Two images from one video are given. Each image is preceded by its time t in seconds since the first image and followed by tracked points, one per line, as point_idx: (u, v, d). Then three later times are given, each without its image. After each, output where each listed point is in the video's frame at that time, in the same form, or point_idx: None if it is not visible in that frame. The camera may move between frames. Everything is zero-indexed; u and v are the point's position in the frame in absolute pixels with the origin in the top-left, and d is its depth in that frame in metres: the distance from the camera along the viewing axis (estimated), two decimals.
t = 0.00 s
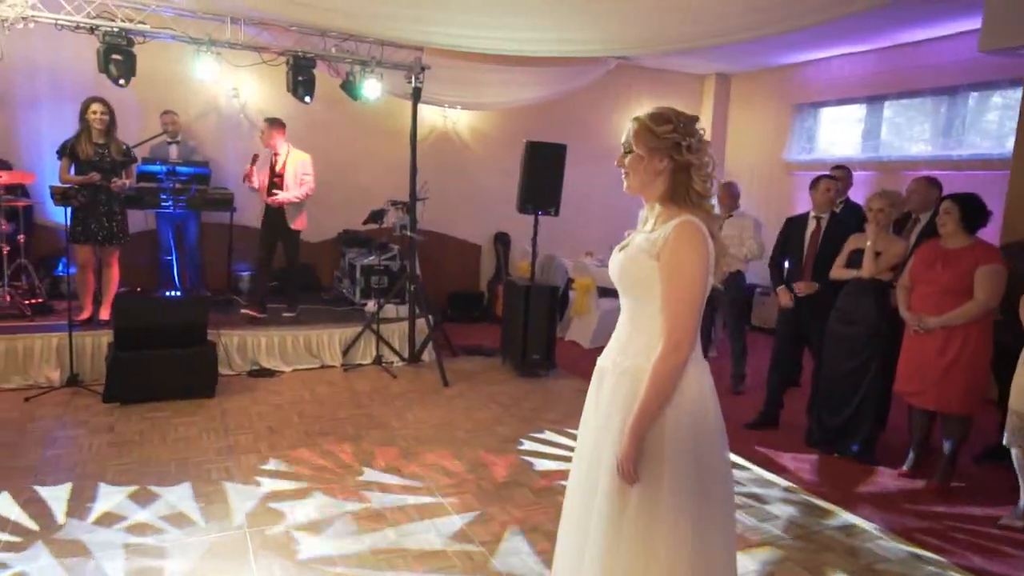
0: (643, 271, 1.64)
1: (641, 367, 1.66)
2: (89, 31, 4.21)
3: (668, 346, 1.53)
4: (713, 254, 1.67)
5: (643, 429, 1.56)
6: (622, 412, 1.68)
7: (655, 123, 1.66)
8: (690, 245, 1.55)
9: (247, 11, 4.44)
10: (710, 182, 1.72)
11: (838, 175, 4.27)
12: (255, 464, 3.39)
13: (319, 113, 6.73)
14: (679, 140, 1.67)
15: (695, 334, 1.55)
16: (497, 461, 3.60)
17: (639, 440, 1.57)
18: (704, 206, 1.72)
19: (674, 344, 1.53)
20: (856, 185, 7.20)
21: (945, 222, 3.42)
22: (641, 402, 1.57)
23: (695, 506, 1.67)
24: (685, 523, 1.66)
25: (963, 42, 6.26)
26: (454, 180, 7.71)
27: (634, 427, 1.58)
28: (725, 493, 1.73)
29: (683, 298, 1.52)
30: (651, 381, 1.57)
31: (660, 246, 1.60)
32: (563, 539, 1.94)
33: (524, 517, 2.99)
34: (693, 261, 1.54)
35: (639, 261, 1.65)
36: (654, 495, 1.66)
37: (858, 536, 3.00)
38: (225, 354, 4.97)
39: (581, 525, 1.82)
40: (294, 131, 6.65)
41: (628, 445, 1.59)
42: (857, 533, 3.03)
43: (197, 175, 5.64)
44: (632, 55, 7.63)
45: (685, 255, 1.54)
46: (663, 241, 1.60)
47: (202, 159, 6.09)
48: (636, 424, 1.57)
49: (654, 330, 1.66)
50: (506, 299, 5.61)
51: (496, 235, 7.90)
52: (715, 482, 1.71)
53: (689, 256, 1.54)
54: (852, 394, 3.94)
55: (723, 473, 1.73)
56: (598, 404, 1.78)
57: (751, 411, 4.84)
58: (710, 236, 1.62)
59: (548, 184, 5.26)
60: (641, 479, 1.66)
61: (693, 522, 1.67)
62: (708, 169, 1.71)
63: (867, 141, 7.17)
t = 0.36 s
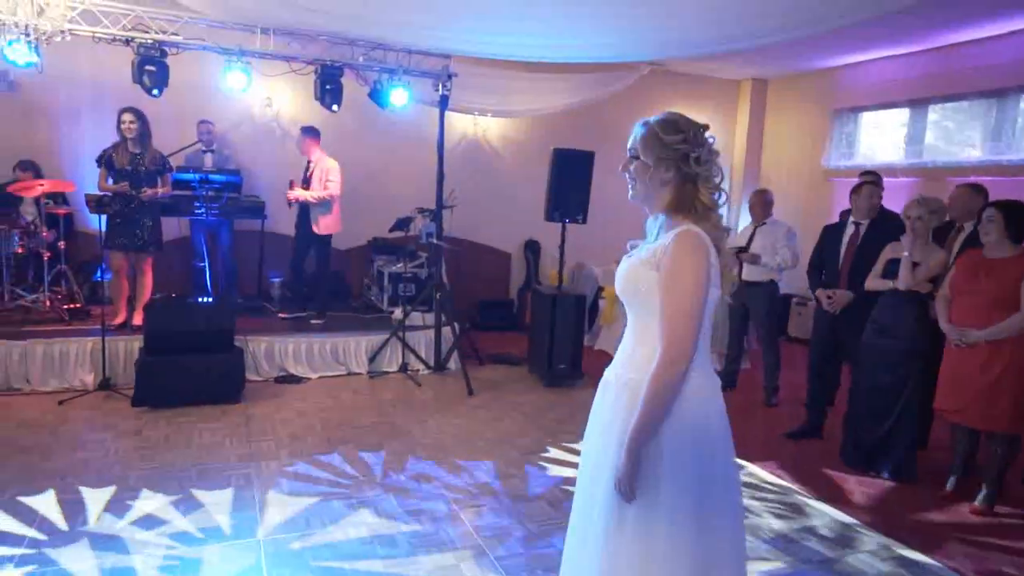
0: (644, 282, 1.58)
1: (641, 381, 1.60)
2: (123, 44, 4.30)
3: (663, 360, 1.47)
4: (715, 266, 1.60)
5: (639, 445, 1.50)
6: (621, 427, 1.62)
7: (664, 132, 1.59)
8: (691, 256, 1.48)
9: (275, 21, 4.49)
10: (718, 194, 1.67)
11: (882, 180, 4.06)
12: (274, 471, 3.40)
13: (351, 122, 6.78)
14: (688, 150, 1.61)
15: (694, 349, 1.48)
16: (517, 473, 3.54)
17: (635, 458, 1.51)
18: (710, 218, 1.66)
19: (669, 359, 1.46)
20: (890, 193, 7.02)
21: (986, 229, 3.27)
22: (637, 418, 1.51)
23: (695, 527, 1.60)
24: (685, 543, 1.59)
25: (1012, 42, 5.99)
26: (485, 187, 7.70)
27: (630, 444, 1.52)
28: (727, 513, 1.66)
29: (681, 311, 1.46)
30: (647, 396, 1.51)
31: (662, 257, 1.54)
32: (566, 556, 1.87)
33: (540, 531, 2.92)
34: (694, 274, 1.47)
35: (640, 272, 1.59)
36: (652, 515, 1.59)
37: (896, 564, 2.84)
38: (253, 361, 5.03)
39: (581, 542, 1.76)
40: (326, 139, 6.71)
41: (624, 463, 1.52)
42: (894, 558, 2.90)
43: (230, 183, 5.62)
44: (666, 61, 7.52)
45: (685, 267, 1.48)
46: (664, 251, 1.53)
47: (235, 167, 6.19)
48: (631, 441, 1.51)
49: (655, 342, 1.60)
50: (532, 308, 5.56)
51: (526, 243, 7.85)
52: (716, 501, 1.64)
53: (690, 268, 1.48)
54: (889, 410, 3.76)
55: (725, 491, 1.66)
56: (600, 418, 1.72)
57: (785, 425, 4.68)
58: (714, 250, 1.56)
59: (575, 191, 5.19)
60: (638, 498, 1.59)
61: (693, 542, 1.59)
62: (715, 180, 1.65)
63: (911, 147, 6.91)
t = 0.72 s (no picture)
0: (649, 294, 1.52)
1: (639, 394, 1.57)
2: (155, 52, 4.37)
3: (656, 380, 1.43)
4: (722, 277, 1.53)
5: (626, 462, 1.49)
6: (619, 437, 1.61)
7: (668, 137, 1.55)
8: (693, 271, 1.42)
9: (301, 27, 4.54)
10: (729, 198, 1.60)
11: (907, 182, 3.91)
12: (292, 474, 3.40)
13: (379, 127, 6.82)
14: (693, 154, 1.55)
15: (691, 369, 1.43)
16: (534, 481, 3.48)
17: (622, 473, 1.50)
18: (722, 224, 1.59)
19: (661, 380, 1.42)
20: (913, 197, 6.95)
21: None
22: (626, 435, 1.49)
23: (683, 541, 1.60)
24: (672, 555, 1.59)
25: None
26: (512, 192, 7.67)
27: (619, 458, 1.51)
28: (719, 526, 1.65)
29: (679, 330, 1.40)
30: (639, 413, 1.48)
31: (666, 268, 1.48)
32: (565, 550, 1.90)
33: (554, 541, 2.86)
34: (695, 290, 1.40)
35: (646, 283, 1.53)
36: (638, 526, 1.60)
37: None
38: (278, 364, 5.07)
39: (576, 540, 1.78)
40: (355, 144, 6.76)
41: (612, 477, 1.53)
42: None
43: (258, 189, 5.76)
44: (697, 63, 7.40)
45: (686, 281, 1.41)
46: (669, 263, 1.47)
47: (265, 172, 6.27)
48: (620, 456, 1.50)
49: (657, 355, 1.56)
50: (557, 313, 5.49)
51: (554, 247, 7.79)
52: (707, 516, 1.64)
53: (692, 283, 1.41)
54: (925, 425, 3.61)
55: (718, 506, 1.65)
56: (601, 423, 1.72)
57: (816, 436, 4.53)
58: (718, 258, 1.49)
59: (601, 195, 5.12)
60: (625, 508, 1.60)
61: (681, 555, 1.59)
62: (724, 184, 1.59)
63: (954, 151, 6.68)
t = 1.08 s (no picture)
0: (662, 302, 1.46)
1: (653, 409, 1.51)
2: (193, 59, 4.49)
3: (670, 394, 1.37)
4: (737, 285, 1.46)
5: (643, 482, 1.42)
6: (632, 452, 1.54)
7: (680, 139, 1.46)
8: (707, 281, 1.35)
9: (333, 32, 4.59)
10: (745, 204, 1.50)
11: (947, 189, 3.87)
12: (317, 476, 3.42)
13: (413, 131, 6.87)
14: (707, 157, 1.46)
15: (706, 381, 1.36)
16: (559, 488, 3.42)
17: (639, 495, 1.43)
18: (736, 230, 1.51)
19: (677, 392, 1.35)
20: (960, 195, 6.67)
21: None
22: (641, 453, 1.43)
23: (700, 564, 1.52)
24: None
25: None
26: (547, 195, 7.62)
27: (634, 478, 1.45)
28: (737, 548, 1.57)
29: (692, 343, 1.33)
30: (654, 429, 1.42)
31: (679, 276, 1.41)
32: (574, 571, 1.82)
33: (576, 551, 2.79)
34: (709, 300, 1.33)
35: (657, 291, 1.47)
36: (656, 548, 1.53)
37: None
38: (311, 365, 5.13)
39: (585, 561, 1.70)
40: (390, 148, 6.81)
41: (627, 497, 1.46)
42: None
43: (294, 192, 5.85)
44: (737, 62, 7.23)
45: (700, 291, 1.34)
46: (681, 270, 1.41)
47: (302, 176, 6.37)
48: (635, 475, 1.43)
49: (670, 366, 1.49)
50: (589, 317, 5.42)
51: (590, 251, 7.71)
52: (727, 535, 1.56)
53: (706, 291, 1.34)
54: (975, 437, 3.41)
55: (739, 525, 1.57)
56: (615, 437, 1.65)
57: (859, 447, 4.34)
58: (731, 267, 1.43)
59: (633, 198, 5.04)
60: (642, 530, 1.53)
61: None
62: (742, 189, 1.49)
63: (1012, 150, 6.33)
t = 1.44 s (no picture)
0: (678, 303, 1.40)
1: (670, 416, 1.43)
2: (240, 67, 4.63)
3: (689, 401, 1.29)
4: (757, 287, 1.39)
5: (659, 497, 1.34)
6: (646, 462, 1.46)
7: (695, 138, 1.40)
8: (726, 280, 1.27)
9: (373, 38, 4.65)
10: (762, 204, 1.44)
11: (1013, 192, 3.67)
12: (349, 476, 3.47)
13: (457, 134, 6.90)
14: (722, 155, 1.40)
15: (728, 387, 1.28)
16: (590, 495, 3.38)
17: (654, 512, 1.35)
18: (756, 231, 1.43)
19: (697, 397, 1.27)
20: None
21: None
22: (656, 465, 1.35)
23: None
24: None
25: None
26: (590, 197, 7.55)
27: (650, 492, 1.36)
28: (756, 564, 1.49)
29: (711, 348, 1.25)
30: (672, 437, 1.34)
31: (696, 277, 1.34)
32: None
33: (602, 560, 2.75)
34: (729, 304, 1.26)
35: (674, 292, 1.41)
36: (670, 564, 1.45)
37: None
38: (351, 366, 5.21)
39: None
40: (433, 152, 6.87)
41: (643, 512, 1.37)
42: None
43: (338, 196, 5.96)
44: (787, 61, 7.03)
45: (719, 293, 1.27)
46: (699, 270, 1.34)
47: (346, 181, 6.49)
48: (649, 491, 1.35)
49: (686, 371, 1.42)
50: (629, 321, 5.35)
51: (633, 254, 7.61)
52: (743, 550, 1.49)
53: (726, 292, 1.27)
54: None
55: (756, 541, 1.50)
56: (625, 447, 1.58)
57: (910, 460, 4.15)
58: (753, 269, 1.35)
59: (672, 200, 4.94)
60: (658, 545, 1.44)
61: None
62: (758, 188, 1.43)
63: None
